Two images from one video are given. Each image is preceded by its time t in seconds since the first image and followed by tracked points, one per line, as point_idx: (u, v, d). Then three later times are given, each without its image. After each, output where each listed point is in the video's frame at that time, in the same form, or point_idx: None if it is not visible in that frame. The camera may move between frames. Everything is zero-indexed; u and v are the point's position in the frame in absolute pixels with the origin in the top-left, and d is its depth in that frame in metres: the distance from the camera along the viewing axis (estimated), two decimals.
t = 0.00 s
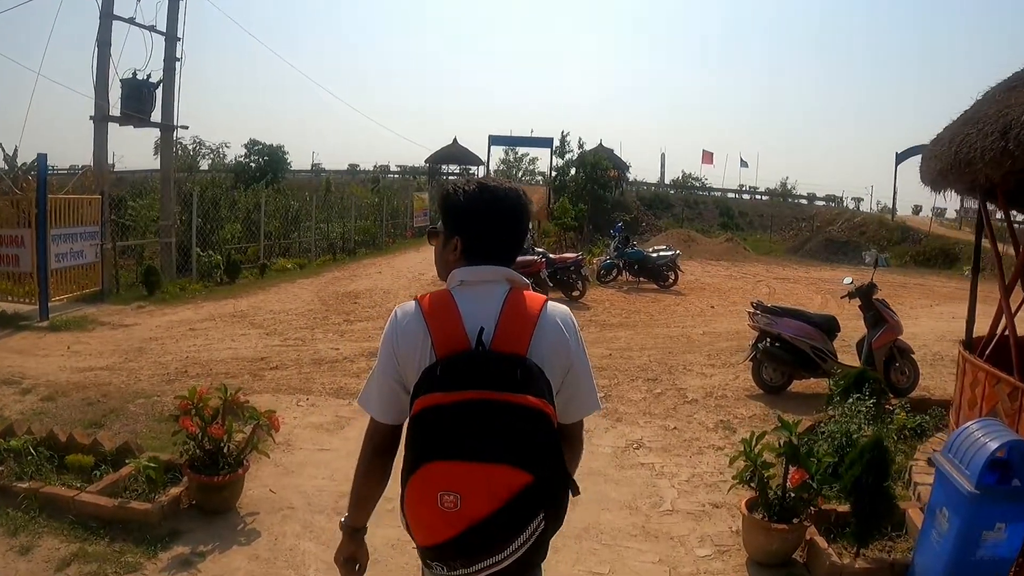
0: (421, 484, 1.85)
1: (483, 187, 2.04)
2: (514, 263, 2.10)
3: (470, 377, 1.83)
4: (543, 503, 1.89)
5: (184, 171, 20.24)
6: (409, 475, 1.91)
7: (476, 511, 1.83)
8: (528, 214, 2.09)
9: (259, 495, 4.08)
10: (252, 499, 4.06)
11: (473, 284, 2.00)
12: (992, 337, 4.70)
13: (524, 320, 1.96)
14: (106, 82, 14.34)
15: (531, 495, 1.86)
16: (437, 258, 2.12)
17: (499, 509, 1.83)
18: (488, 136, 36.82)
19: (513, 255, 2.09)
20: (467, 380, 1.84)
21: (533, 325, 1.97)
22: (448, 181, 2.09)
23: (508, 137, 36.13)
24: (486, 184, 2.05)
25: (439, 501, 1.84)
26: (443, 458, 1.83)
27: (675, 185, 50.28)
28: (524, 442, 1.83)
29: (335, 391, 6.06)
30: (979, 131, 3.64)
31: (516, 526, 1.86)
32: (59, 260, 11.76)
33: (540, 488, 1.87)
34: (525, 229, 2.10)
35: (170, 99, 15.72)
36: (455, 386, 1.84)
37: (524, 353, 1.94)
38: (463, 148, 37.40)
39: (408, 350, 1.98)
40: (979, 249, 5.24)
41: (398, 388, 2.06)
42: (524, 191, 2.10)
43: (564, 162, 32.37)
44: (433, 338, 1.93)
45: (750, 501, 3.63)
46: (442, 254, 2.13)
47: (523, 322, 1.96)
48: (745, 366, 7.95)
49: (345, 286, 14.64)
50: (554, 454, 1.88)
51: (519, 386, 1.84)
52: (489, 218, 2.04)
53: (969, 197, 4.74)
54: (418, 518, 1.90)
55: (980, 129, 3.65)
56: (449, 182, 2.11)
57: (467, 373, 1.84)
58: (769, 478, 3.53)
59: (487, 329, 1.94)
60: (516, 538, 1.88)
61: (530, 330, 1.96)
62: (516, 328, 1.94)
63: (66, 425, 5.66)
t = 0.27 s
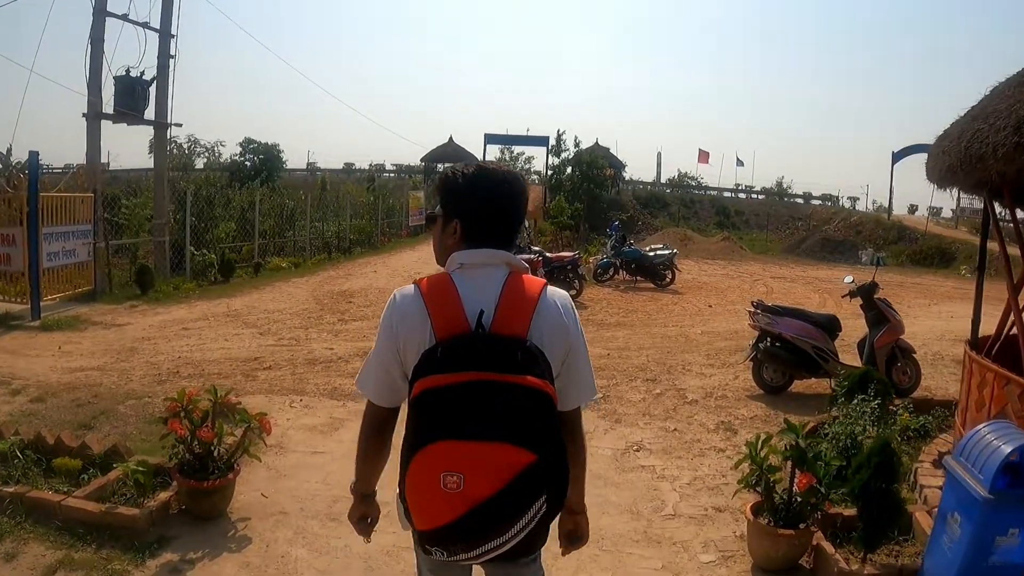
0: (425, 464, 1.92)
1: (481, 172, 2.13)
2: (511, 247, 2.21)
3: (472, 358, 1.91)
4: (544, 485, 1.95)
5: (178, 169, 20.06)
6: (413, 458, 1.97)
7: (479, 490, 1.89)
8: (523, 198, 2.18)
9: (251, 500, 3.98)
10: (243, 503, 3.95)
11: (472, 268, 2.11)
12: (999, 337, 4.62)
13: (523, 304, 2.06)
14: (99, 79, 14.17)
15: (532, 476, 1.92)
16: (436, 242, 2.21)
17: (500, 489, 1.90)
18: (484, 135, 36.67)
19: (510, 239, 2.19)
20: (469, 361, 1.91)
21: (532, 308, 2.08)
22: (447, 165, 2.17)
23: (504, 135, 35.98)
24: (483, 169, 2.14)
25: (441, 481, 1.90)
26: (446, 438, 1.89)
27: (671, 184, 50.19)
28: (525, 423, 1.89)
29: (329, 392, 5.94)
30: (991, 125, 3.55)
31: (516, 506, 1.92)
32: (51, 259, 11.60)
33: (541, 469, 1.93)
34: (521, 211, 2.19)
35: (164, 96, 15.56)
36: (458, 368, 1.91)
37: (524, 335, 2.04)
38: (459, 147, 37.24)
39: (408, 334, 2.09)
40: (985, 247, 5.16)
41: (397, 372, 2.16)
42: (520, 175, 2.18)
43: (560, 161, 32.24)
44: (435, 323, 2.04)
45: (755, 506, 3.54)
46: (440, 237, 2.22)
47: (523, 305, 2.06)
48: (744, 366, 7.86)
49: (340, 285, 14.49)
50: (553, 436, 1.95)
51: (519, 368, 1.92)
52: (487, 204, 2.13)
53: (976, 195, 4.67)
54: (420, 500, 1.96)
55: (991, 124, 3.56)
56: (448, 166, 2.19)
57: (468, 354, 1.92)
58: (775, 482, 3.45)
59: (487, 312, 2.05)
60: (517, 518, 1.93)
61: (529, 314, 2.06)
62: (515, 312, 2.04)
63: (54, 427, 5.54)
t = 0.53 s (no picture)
0: (426, 446, 1.91)
1: (484, 157, 2.11)
2: (512, 231, 2.19)
3: (472, 338, 1.91)
4: (543, 467, 1.95)
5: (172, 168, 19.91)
6: (411, 441, 1.96)
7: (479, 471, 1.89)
8: (525, 183, 2.16)
9: (241, 505, 3.86)
10: (234, 509, 3.83)
11: (473, 251, 2.09)
12: (1006, 335, 4.54)
13: (523, 286, 2.05)
14: (92, 77, 14.02)
15: (532, 457, 1.92)
16: (436, 225, 2.20)
17: (501, 470, 1.89)
18: (480, 133, 36.57)
19: (512, 224, 2.18)
20: (470, 341, 1.91)
21: (532, 292, 2.07)
22: (449, 149, 2.15)
23: (500, 134, 35.88)
24: (486, 152, 2.12)
25: (441, 462, 1.90)
26: (447, 419, 1.89)
27: (667, 183, 50.15)
28: (526, 403, 1.90)
29: (323, 393, 5.83)
30: (1003, 120, 3.47)
31: (517, 487, 1.92)
32: (42, 258, 11.47)
33: (541, 451, 1.94)
34: (522, 196, 2.17)
35: (157, 94, 15.42)
36: (458, 348, 1.92)
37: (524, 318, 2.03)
38: (454, 146, 37.12)
39: (407, 317, 2.07)
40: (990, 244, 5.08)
41: (393, 354, 2.14)
42: (524, 160, 2.16)
43: (556, 159, 32.14)
44: (433, 304, 2.02)
45: (760, 511, 3.45)
46: (440, 220, 2.21)
47: (523, 288, 2.05)
48: (744, 365, 7.77)
49: (334, 284, 14.37)
50: (553, 417, 1.95)
51: (520, 349, 1.93)
52: (489, 188, 2.11)
53: (982, 191, 4.59)
54: (419, 483, 1.95)
55: (1003, 118, 3.48)
56: (450, 150, 2.17)
57: (468, 335, 1.92)
58: (782, 486, 3.36)
59: (487, 294, 2.04)
60: (518, 499, 1.93)
61: (530, 296, 2.05)
62: (515, 295, 2.03)
63: (42, 429, 5.42)
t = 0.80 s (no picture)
0: (421, 440, 1.86)
1: (484, 154, 2.06)
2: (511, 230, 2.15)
3: (471, 331, 1.87)
4: (541, 462, 1.91)
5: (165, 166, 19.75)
6: (407, 436, 1.91)
7: (476, 466, 1.84)
8: (525, 182, 2.12)
9: (230, 512, 3.74)
10: (223, 515, 3.72)
11: (471, 248, 2.05)
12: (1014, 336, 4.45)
13: (521, 283, 2.01)
14: (84, 74, 13.86)
15: (530, 452, 1.88)
16: (434, 223, 2.15)
17: (499, 465, 1.85)
18: (476, 131, 36.44)
19: (511, 223, 2.13)
20: (468, 334, 1.87)
21: (531, 288, 2.02)
22: (448, 146, 2.10)
23: (496, 132, 35.77)
24: (486, 149, 2.07)
25: (437, 456, 1.85)
26: (444, 413, 1.85)
27: (663, 181, 50.10)
28: (524, 398, 1.86)
29: (316, 394, 5.72)
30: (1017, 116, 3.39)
31: (514, 483, 1.87)
32: (33, 257, 11.32)
33: (538, 446, 1.91)
34: (522, 194, 2.12)
35: (150, 91, 15.26)
36: (456, 341, 1.87)
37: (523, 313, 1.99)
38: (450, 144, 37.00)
39: (404, 312, 2.02)
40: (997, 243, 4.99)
41: (389, 349, 2.10)
42: (523, 159, 2.12)
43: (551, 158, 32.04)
44: (430, 299, 1.98)
45: (766, 517, 3.37)
46: (438, 218, 2.16)
47: (522, 283, 2.01)
48: (743, 365, 7.68)
49: (329, 283, 14.25)
50: (551, 412, 1.91)
51: (518, 342, 1.88)
52: (489, 186, 2.06)
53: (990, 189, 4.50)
54: (415, 479, 1.90)
55: (1016, 114, 3.40)
56: (449, 147, 2.12)
57: (466, 329, 1.87)
58: (788, 493, 3.27)
59: (485, 290, 1.99)
60: (515, 496, 1.89)
61: (528, 292, 2.00)
62: (513, 290, 1.99)
63: (29, 432, 5.30)
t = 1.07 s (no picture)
0: (418, 446, 1.78)
1: (484, 163, 2.01)
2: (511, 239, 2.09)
3: (471, 337, 1.79)
4: (540, 472, 1.84)
5: (159, 165, 19.58)
6: (404, 442, 1.83)
7: (475, 474, 1.76)
8: (526, 191, 2.07)
9: (219, 521, 3.63)
10: (212, 525, 3.60)
11: (471, 256, 1.98)
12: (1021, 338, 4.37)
13: (523, 290, 1.94)
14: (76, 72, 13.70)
15: (529, 461, 1.80)
16: (433, 232, 2.08)
17: (497, 474, 1.77)
18: (472, 130, 36.32)
19: (511, 232, 2.07)
20: (468, 339, 1.79)
21: (531, 295, 1.96)
22: (447, 155, 2.05)
23: (492, 131, 35.66)
24: (486, 158, 2.03)
25: (435, 464, 1.77)
26: (442, 419, 1.77)
27: (659, 180, 50.05)
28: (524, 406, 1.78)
29: (308, 398, 5.60)
30: None
31: (514, 492, 1.79)
32: (24, 257, 11.17)
33: (538, 454, 1.83)
34: (522, 204, 2.07)
35: (144, 89, 15.10)
36: (456, 346, 1.79)
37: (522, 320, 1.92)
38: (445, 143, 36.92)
39: (405, 319, 1.95)
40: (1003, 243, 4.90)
41: (389, 355, 2.02)
42: (524, 169, 2.07)
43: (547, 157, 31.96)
44: (429, 306, 1.91)
45: (772, 527, 3.29)
46: (438, 228, 2.09)
47: (523, 290, 1.94)
48: (742, 367, 7.58)
49: (324, 283, 14.13)
50: (552, 420, 1.84)
51: (519, 350, 1.81)
52: (489, 194, 2.01)
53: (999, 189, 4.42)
54: (411, 485, 1.83)
55: None
56: (447, 157, 2.07)
57: (466, 335, 1.80)
58: (795, 502, 3.18)
59: (486, 298, 1.93)
60: (514, 505, 1.81)
61: (529, 300, 1.93)
62: (514, 297, 1.92)
63: (15, 437, 5.17)
